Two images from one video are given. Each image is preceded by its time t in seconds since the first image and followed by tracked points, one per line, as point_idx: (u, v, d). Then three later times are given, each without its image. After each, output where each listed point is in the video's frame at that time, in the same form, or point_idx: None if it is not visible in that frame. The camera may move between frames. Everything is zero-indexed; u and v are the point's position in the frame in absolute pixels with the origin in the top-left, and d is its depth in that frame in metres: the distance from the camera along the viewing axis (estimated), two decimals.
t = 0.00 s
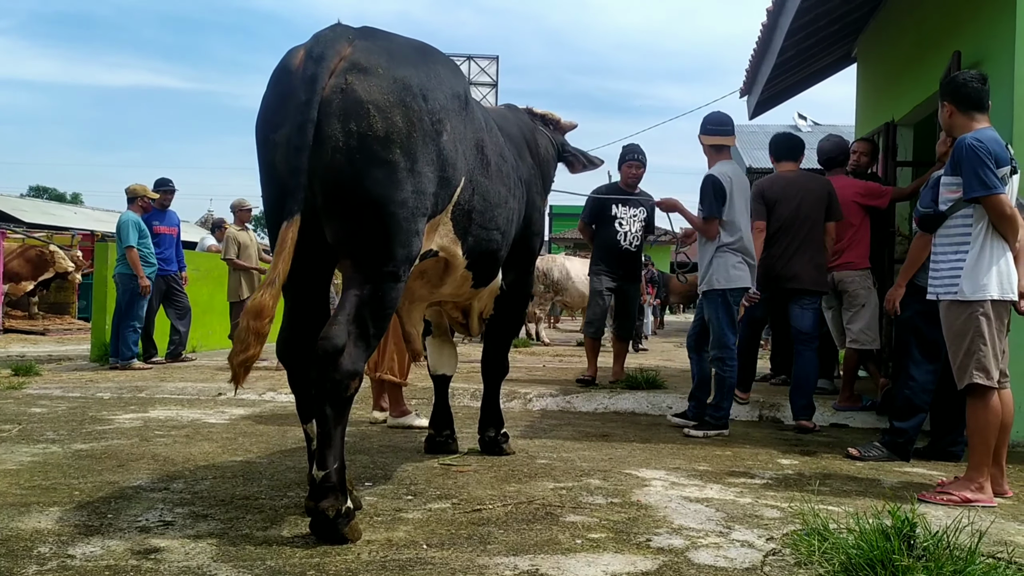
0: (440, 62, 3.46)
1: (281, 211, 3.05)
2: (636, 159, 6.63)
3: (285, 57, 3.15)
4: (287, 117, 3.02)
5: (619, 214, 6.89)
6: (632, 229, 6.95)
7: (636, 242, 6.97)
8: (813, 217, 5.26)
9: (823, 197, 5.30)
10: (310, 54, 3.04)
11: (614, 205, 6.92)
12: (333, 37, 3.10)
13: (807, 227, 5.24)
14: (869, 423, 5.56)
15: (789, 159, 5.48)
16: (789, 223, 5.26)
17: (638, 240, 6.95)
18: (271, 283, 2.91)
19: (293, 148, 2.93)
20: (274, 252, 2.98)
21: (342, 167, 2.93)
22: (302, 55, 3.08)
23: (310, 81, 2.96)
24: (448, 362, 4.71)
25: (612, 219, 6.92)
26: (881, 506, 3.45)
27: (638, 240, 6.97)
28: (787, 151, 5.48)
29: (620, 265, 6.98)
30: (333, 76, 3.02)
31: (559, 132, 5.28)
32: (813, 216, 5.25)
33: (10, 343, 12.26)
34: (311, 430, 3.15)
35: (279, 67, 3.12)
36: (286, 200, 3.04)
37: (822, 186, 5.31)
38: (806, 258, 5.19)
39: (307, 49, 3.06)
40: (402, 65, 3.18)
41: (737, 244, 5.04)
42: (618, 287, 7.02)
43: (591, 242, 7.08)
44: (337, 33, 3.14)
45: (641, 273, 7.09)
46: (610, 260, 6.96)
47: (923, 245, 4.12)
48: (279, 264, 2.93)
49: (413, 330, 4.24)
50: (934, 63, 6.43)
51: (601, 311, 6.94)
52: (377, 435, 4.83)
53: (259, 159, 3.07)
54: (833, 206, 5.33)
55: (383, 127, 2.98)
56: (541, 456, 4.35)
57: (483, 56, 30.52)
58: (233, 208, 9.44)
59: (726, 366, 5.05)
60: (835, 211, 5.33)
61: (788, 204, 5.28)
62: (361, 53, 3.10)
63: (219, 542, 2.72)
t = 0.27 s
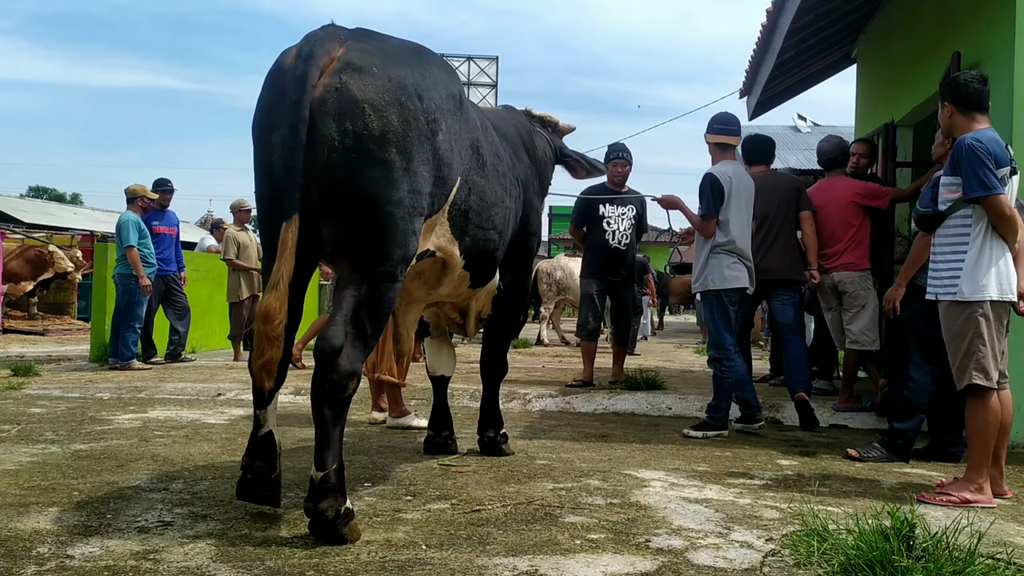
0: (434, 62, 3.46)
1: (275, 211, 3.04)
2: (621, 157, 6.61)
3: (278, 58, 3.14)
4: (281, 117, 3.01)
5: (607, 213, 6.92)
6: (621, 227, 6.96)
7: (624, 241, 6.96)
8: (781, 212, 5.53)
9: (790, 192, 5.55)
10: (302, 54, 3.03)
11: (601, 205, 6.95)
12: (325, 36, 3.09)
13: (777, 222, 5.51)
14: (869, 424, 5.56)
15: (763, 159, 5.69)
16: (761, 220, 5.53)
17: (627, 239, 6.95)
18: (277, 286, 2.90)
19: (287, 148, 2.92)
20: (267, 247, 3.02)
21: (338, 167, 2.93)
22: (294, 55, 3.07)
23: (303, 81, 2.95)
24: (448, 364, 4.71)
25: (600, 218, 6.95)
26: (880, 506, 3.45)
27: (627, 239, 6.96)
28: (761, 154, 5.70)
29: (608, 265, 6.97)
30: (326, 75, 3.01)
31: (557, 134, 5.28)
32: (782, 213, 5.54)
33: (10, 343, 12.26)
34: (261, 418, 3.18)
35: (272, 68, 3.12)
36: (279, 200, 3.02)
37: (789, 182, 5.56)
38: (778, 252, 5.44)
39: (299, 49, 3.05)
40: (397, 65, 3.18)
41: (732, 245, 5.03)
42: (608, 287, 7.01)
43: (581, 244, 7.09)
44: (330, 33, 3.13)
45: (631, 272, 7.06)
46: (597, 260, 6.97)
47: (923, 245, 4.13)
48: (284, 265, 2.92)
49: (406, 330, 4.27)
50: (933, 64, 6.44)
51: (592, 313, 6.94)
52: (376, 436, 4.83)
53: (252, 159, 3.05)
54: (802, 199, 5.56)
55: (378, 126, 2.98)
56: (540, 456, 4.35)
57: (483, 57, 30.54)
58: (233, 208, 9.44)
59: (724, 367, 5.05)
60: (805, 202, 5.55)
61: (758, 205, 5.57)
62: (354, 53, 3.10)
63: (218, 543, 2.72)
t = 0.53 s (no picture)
0: (421, 61, 3.46)
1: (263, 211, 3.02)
2: (605, 155, 6.61)
3: (263, 59, 3.13)
4: (268, 116, 2.99)
5: (590, 214, 6.96)
6: (605, 226, 6.95)
7: (608, 241, 6.94)
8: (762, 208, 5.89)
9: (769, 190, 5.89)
10: (286, 53, 3.02)
11: (584, 206, 7.00)
12: (310, 36, 3.08)
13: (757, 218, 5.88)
14: (869, 424, 5.56)
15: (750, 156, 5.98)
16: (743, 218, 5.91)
17: (611, 238, 6.92)
18: (299, 283, 2.87)
19: (274, 146, 2.91)
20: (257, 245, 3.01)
21: (326, 166, 2.93)
22: (279, 55, 3.06)
23: (288, 80, 2.94)
24: (447, 364, 4.71)
25: (585, 218, 7.00)
26: (880, 506, 3.45)
27: (612, 238, 6.93)
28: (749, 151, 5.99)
29: (594, 265, 6.97)
30: (311, 74, 3.00)
31: (554, 135, 5.28)
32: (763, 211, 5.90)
33: (10, 344, 12.26)
34: (218, 427, 3.06)
35: (258, 69, 3.11)
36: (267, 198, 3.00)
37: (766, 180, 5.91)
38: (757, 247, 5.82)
39: (283, 48, 3.04)
40: (383, 64, 3.18)
41: (732, 245, 5.04)
42: (596, 287, 7.00)
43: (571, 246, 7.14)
44: (314, 32, 3.12)
45: (619, 271, 6.99)
46: (581, 260, 6.99)
47: (924, 245, 4.13)
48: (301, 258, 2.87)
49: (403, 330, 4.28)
50: (933, 64, 6.44)
51: (580, 315, 6.95)
52: (375, 436, 4.84)
53: (238, 159, 3.03)
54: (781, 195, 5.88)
55: (365, 124, 2.98)
56: (540, 456, 4.35)
57: (483, 57, 30.55)
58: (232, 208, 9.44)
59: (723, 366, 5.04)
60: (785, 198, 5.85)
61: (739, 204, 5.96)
62: (339, 52, 3.09)
63: (218, 543, 2.72)
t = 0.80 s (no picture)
0: (412, 61, 3.46)
1: (252, 206, 3.01)
2: (595, 155, 6.61)
3: (253, 56, 3.13)
4: (257, 113, 2.99)
5: (577, 214, 6.96)
6: (592, 226, 6.91)
7: (595, 240, 6.89)
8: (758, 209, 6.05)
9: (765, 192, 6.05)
10: (276, 49, 3.02)
11: (573, 207, 7.02)
12: (300, 32, 3.08)
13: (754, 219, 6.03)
14: (869, 424, 5.55)
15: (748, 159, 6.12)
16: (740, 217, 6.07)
17: (598, 237, 6.87)
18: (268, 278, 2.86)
19: (263, 141, 2.90)
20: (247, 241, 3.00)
21: (316, 162, 2.92)
22: (269, 51, 3.06)
23: (277, 75, 2.94)
24: (447, 363, 4.71)
25: (574, 219, 7.01)
26: (880, 507, 3.45)
27: (599, 238, 6.87)
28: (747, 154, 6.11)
29: (583, 266, 6.96)
30: (301, 70, 2.99)
31: (553, 136, 5.28)
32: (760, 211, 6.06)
33: (10, 344, 12.27)
34: (213, 427, 3.03)
35: (248, 65, 3.11)
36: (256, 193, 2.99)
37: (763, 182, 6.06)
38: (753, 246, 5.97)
39: (273, 44, 3.04)
40: (373, 62, 3.18)
41: (747, 246, 5.04)
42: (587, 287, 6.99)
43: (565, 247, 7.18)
44: (305, 29, 3.12)
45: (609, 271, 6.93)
46: (572, 261, 7.01)
47: (925, 245, 4.12)
48: (271, 255, 2.86)
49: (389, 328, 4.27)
50: (934, 65, 6.44)
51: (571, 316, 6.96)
52: (375, 436, 4.84)
53: (228, 155, 3.03)
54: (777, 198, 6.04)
55: (354, 121, 2.98)
56: (540, 457, 4.35)
57: (483, 58, 30.57)
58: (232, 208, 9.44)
59: (723, 365, 5.03)
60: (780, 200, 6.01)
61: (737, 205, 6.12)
62: (329, 49, 3.09)
63: (218, 543, 2.72)
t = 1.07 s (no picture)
0: (404, 61, 3.46)
1: (243, 201, 3.01)
2: (592, 154, 6.61)
3: (245, 53, 3.13)
4: (248, 110, 2.99)
5: (572, 215, 6.98)
6: (586, 226, 6.90)
7: (588, 241, 6.86)
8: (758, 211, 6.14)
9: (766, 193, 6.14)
10: (267, 47, 3.02)
11: (569, 207, 7.04)
12: (293, 30, 3.07)
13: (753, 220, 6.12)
14: (869, 425, 5.55)
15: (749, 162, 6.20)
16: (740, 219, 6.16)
17: (591, 237, 6.85)
18: (237, 272, 2.86)
19: (253, 138, 2.90)
20: (239, 238, 3.00)
21: (307, 159, 2.92)
22: (261, 49, 3.06)
23: (269, 72, 2.93)
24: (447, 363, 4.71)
25: (570, 220, 7.03)
26: (881, 507, 3.45)
27: (592, 237, 6.84)
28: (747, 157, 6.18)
29: (578, 267, 6.95)
30: (292, 68, 2.99)
31: (553, 138, 5.29)
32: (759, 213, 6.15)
33: (11, 344, 12.27)
34: (211, 428, 3.03)
35: (239, 62, 3.11)
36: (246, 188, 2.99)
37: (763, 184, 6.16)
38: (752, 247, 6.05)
39: (265, 42, 3.04)
40: (364, 61, 3.18)
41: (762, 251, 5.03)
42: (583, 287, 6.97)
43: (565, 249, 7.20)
44: (297, 27, 3.12)
45: (603, 271, 6.87)
46: (569, 263, 7.01)
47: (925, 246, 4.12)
48: (246, 251, 2.86)
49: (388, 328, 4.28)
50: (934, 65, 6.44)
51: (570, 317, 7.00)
52: (375, 436, 4.84)
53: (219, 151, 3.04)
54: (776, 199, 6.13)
55: (346, 118, 2.98)
56: (540, 457, 4.35)
57: (483, 58, 30.58)
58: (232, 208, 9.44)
59: (720, 365, 5.03)
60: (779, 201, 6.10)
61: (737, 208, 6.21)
62: (320, 47, 3.09)
63: (218, 543, 2.71)
